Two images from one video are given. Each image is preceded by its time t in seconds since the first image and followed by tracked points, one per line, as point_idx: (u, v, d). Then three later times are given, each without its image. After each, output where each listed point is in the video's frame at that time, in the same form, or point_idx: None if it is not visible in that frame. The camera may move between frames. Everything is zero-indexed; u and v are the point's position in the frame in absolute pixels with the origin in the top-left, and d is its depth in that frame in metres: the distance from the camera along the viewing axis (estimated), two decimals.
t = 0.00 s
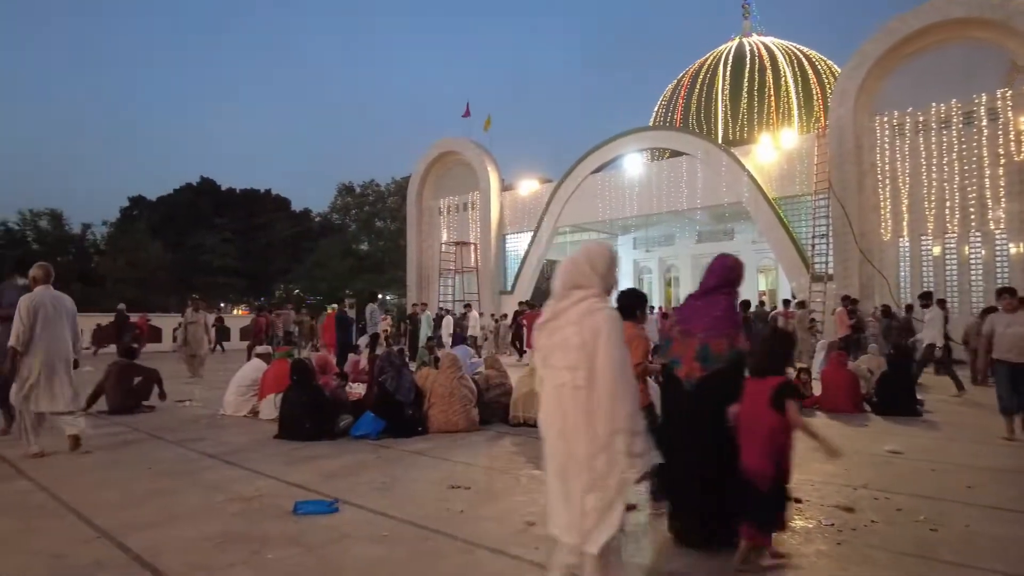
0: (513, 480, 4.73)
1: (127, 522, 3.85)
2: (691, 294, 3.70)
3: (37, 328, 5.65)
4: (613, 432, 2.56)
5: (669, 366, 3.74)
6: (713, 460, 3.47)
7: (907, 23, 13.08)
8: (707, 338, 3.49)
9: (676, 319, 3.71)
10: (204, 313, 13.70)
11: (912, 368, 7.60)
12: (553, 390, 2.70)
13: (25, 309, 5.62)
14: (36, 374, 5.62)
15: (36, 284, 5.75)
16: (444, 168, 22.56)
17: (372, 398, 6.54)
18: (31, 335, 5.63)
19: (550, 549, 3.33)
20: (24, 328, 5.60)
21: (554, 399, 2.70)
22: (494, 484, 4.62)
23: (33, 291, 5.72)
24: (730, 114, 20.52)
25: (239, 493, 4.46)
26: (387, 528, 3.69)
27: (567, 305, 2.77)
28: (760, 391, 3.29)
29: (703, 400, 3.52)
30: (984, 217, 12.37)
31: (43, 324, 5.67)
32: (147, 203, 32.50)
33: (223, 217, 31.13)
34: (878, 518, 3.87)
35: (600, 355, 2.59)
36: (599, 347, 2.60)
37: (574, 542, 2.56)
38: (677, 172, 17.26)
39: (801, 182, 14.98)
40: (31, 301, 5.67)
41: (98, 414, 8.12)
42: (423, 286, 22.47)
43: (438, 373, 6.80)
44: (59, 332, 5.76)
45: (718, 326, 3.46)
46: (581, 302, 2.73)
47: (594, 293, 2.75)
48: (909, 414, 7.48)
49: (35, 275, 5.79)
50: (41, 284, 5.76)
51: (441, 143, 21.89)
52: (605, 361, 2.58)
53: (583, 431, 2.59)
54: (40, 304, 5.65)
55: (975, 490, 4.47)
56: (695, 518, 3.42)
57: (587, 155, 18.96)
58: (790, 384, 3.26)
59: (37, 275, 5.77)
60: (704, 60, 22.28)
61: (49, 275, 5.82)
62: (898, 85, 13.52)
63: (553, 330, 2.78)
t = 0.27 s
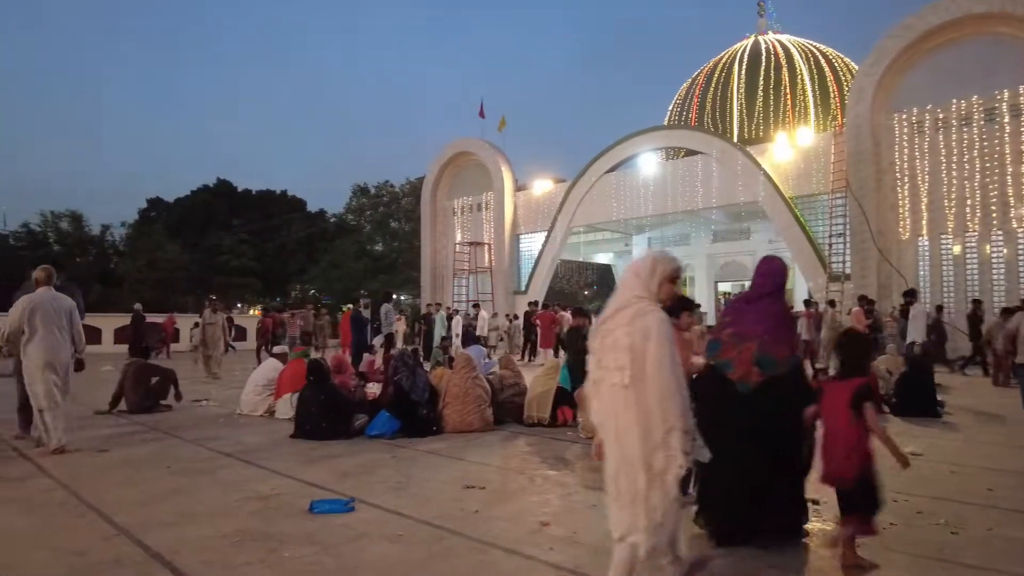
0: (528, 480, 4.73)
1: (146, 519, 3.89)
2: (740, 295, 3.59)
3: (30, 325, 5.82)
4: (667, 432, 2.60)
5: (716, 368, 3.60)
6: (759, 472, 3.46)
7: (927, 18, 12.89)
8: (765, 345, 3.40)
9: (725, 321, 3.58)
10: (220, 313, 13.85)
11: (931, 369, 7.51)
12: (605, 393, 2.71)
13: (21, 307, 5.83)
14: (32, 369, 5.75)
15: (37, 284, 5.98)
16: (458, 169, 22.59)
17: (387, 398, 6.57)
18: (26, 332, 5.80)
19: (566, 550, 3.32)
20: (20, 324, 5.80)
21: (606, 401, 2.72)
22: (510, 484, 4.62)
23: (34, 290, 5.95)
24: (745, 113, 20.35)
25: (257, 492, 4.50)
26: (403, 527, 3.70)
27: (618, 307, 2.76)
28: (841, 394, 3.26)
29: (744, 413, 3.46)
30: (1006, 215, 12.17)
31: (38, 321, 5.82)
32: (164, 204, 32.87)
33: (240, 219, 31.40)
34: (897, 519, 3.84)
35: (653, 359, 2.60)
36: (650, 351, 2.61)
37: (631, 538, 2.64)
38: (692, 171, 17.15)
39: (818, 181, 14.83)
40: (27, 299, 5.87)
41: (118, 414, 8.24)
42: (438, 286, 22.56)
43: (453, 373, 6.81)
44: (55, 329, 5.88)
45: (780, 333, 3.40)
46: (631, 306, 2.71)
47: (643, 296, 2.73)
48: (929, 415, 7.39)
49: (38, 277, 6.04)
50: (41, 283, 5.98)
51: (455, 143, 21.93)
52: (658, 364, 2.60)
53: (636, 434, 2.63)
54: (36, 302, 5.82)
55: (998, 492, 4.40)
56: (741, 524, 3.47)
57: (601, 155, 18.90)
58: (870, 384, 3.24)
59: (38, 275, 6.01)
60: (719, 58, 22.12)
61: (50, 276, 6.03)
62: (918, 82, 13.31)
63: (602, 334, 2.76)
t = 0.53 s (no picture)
0: (541, 481, 4.72)
1: (162, 518, 3.93)
2: (775, 291, 3.52)
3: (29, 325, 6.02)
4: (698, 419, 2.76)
5: (762, 365, 3.56)
6: (792, 466, 3.51)
7: (944, 14, 12.73)
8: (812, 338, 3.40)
9: (764, 317, 3.49)
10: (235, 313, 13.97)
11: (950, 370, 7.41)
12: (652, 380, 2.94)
13: (21, 308, 6.02)
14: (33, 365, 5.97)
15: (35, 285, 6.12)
16: (470, 169, 22.63)
17: (401, 398, 6.60)
18: (25, 333, 6.01)
19: (579, 551, 3.31)
20: (19, 325, 6.01)
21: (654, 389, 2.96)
22: (523, 484, 4.61)
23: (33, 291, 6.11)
24: (759, 112, 20.22)
25: (271, 492, 4.53)
26: (416, 527, 3.71)
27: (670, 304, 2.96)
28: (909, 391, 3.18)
29: (789, 408, 3.50)
30: None
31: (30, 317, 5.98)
32: (179, 206, 33.16)
33: (254, 219, 31.63)
34: (916, 522, 3.80)
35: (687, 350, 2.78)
36: (682, 341, 2.80)
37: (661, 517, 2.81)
38: (705, 170, 17.05)
39: (833, 180, 14.70)
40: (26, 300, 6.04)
41: (134, 414, 8.31)
42: (450, 287, 22.64)
43: (466, 373, 6.82)
44: (48, 322, 6.04)
45: (825, 323, 3.42)
46: (679, 303, 2.94)
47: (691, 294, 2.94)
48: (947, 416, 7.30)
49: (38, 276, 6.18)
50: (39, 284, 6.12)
51: (467, 144, 21.97)
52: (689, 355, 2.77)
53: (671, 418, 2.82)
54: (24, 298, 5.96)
55: (1019, 495, 4.34)
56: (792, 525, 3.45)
57: (613, 155, 18.86)
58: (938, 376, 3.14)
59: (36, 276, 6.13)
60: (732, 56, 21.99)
61: (49, 276, 6.14)
62: (935, 79, 13.14)
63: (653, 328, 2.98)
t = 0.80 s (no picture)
0: (552, 481, 4.71)
1: (176, 517, 3.96)
2: (790, 298, 3.42)
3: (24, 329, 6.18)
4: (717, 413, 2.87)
5: (788, 372, 3.39)
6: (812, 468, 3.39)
7: (960, 11, 12.59)
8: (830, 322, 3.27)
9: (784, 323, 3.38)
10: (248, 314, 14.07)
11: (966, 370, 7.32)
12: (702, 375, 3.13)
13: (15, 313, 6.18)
14: (30, 367, 6.14)
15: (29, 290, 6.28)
16: (480, 170, 22.64)
17: (412, 397, 6.61)
18: (21, 337, 6.16)
19: (591, 552, 3.30)
20: (16, 330, 6.17)
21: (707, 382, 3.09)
22: (534, 485, 4.60)
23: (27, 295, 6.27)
24: (771, 110, 20.09)
25: (283, 491, 4.55)
26: (428, 527, 3.71)
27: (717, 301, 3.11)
28: (965, 389, 3.44)
29: (812, 411, 3.33)
30: None
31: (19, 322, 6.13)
32: (193, 207, 33.46)
33: (266, 221, 31.82)
34: (932, 525, 3.75)
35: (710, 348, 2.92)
36: (715, 336, 2.91)
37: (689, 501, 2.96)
38: (717, 169, 16.95)
39: (847, 179, 14.58)
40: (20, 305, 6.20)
41: (148, 413, 8.39)
42: (461, 287, 22.69)
43: (477, 373, 6.82)
44: (36, 324, 6.15)
45: (846, 321, 3.33)
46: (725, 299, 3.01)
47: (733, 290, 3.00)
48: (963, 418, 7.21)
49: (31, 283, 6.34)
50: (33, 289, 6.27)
51: (478, 144, 21.99)
52: (714, 353, 2.90)
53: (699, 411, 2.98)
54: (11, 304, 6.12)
55: None
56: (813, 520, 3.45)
57: (624, 154, 18.80)
58: (1002, 384, 3.41)
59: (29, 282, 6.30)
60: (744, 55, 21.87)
61: (41, 281, 6.30)
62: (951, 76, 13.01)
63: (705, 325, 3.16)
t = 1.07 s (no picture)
0: (563, 482, 4.71)
1: (190, 516, 4.00)
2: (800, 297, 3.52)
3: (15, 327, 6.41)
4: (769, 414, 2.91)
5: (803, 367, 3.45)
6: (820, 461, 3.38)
7: (974, 8, 12.45)
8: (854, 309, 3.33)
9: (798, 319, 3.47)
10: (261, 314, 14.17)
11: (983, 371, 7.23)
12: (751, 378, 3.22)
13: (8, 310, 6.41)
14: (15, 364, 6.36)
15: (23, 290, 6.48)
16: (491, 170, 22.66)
17: (424, 397, 6.63)
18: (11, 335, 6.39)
19: (604, 553, 3.30)
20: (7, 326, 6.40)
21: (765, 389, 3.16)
22: (546, 485, 4.60)
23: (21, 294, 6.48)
24: (783, 109, 19.96)
25: (296, 490, 4.58)
26: (440, 527, 3.72)
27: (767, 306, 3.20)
28: (989, 386, 3.56)
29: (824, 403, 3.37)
30: None
31: (9, 320, 6.36)
32: (205, 208, 33.72)
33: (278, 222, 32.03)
34: (949, 527, 3.72)
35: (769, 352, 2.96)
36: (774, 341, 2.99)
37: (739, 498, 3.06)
38: (729, 169, 16.86)
39: (860, 178, 14.46)
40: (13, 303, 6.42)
41: (162, 413, 8.48)
42: (472, 287, 22.74)
43: (488, 373, 6.83)
44: (29, 322, 6.42)
45: (860, 317, 3.41)
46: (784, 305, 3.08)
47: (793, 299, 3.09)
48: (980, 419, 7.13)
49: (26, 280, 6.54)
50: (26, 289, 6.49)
51: (488, 145, 22.01)
52: (771, 355, 2.97)
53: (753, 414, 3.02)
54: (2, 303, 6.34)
55: None
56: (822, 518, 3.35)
57: (635, 154, 18.75)
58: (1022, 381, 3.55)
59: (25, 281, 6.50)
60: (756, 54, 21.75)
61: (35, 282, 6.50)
62: (966, 74, 12.87)
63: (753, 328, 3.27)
